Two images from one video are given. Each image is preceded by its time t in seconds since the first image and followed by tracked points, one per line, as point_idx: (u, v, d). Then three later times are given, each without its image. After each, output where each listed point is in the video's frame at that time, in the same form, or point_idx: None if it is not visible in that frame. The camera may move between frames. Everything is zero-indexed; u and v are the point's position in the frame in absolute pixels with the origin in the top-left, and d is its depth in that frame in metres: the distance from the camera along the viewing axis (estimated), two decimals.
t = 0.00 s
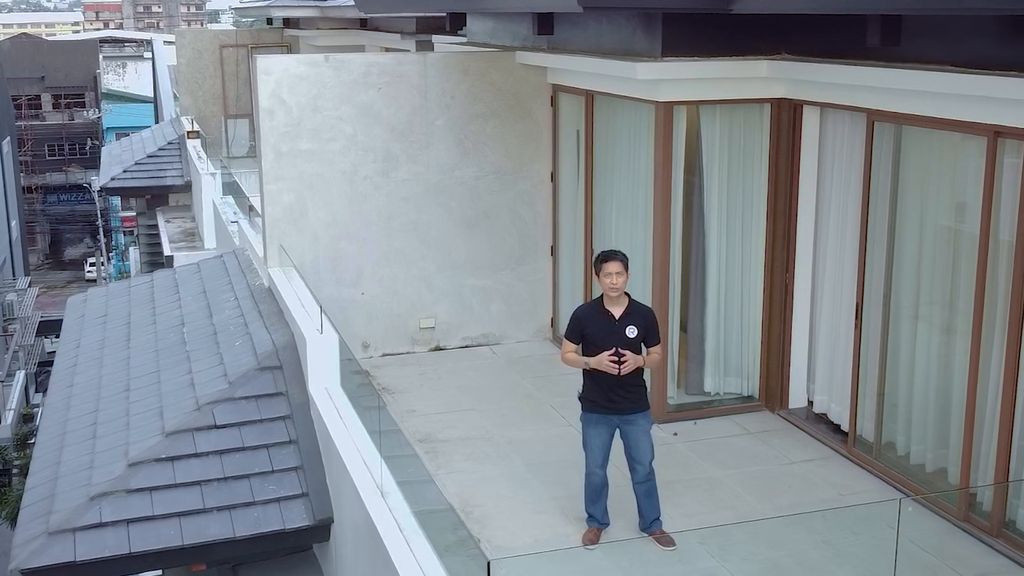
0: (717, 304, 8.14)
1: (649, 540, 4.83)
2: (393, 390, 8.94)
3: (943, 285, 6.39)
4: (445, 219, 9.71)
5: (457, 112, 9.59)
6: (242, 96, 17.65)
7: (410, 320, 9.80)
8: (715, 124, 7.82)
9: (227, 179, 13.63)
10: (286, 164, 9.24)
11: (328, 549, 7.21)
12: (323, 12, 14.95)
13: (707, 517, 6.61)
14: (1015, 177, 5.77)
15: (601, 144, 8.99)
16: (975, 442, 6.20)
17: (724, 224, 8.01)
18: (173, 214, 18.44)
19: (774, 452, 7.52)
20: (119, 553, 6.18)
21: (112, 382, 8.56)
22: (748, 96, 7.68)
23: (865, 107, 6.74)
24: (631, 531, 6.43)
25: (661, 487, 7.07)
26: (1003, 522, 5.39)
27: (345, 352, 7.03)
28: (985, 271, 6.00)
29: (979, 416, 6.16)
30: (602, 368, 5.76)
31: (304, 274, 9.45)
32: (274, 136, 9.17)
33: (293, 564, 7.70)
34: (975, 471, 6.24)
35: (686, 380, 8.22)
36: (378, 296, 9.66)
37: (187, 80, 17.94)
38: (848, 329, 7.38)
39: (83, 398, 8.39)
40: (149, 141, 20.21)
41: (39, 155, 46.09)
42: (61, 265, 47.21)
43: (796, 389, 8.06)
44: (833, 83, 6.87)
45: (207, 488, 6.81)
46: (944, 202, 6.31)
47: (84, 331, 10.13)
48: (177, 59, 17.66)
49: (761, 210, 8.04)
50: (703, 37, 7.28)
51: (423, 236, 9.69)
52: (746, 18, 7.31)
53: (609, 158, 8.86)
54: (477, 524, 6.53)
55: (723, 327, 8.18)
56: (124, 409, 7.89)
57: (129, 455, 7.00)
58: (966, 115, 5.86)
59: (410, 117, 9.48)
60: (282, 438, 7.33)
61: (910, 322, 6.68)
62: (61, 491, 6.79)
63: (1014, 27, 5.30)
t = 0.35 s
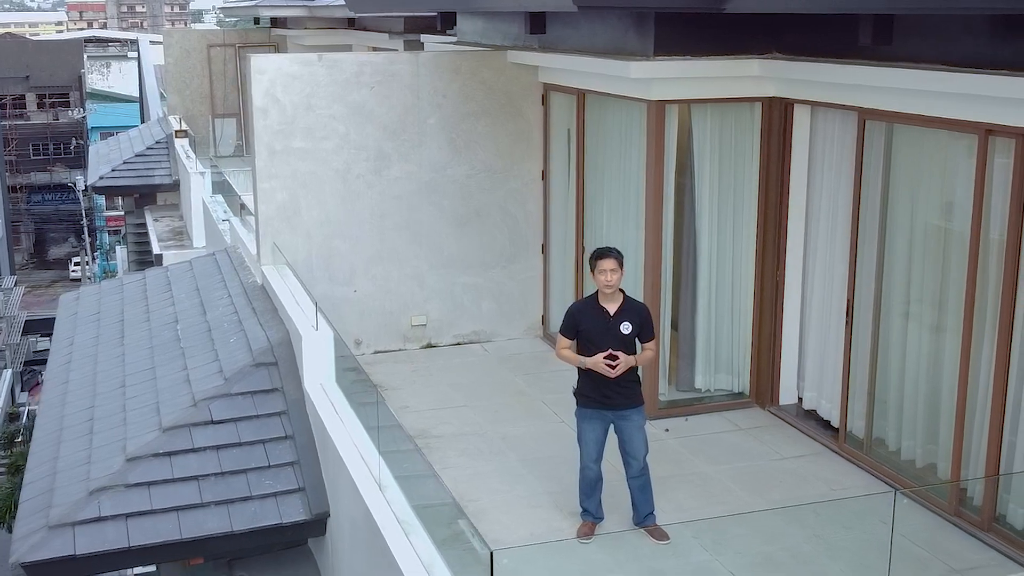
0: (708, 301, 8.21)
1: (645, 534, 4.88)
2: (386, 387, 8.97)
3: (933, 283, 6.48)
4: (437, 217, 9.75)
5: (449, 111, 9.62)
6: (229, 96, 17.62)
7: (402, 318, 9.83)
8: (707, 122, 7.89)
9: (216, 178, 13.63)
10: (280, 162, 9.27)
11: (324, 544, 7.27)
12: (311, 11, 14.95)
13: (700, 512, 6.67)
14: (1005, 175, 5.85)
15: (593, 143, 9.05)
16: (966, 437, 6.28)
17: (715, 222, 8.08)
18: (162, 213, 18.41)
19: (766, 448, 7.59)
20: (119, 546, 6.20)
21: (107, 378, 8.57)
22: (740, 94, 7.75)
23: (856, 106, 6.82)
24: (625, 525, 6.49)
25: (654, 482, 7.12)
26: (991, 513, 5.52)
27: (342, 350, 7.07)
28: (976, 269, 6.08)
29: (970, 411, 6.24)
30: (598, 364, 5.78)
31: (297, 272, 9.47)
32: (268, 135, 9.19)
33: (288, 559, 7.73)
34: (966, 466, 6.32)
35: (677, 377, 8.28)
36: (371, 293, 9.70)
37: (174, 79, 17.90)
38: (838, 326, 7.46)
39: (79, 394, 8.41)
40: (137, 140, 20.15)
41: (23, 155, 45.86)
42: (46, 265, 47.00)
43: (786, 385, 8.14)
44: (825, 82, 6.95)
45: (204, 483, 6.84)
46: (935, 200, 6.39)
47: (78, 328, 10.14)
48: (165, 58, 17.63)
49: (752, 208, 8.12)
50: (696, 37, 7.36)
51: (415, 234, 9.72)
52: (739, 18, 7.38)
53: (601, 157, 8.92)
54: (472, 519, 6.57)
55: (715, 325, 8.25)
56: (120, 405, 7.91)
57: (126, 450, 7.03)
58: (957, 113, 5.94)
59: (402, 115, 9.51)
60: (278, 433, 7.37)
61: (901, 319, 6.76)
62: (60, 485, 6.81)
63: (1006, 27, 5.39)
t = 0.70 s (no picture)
0: (701, 300, 8.26)
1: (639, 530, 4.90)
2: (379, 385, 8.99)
3: (925, 281, 6.54)
4: (429, 216, 9.77)
5: (441, 111, 9.64)
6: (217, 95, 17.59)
7: (394, 316, 9.85)
8: (699, 122, 7.94)
9: (206, 177, 13.60)
10: (274, 161, 9.28)
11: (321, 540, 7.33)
12: (300, 11, 14.92)
13: (694, 508, 6.71)
14: (997, 175, 5.92)
15: (585, 142, 9.08)
16: (958, 435, 6.35)
17: (706, 222, 8.13)
18: (150, 213, 18.36)
19: (758, 445, 7.64)
20: (117, 544, 6.27)
21: (101, 375, 8.63)
22: (732, 94, 7.81)
23: (849, 105, 6.89)
24: (620, 521, 6.52)
25: (648, 479, 7.16)
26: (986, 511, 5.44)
27: (338, 348, 7.11)
28: (968, 268, 6.14)
29: (963, 409, 6.30)
30: (594, 361, 5.80)
31: (290, 270, 9.49)
32: (261, 134, 9.20)
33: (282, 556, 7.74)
34: (959, 462, 6.38)
35: (669, 375, 8.33)
36: (363, 292, 9.72)
37: (162, 79, 17.83)
38: (830, 325, 7.52)
39: (74, 391, 8.46)
40: (125, 139, 20.06)
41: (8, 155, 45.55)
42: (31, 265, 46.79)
43: (778, 382, 8.20)
44: (819, 82, 7.01)
45: (201, 479, 6.89)
46: (927, 200, 6.46)
47: (71, 325, 10.18)
48: (153, 58, 17.57)
49: (744, 208, 8.17)
50: (690, 37, 7.41)
51: (407, 233, 9.74)
52: (731, 17, 7.43)
53: (593, 156, 8.95)
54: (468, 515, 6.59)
55: (707, 325, 8.30)
56: (116, 402, 7.97)
57: (123, 447, 7.09)
58: (950, 112, 6.00)
59: (395, 114, 9.53)
60: (274, 430, 7.43)
61: (892, 318, 6.83)
62: (58, 482, 6.88)
63: (1000, 27, 5.49)
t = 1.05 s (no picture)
0: (695, 299, 8.30)
1: (635, 525, 4.88)
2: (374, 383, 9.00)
3: (919, 280, 6.59)
4: (424, 215, 9.79)
5: (436, 109, 9.66)
6: (209, 95, 17.59)
7: (389, 315, 9.87)
8: (694, 121, 7.98)
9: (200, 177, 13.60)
10: (269, 160, 9.29)
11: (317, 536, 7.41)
12: (292, 11, 14.94)
13: (690, 504, 6.74)
14: (992, 175, 5.97)
15: (579, 141, 9.11)
16: (952, 431, 6.40)
17: (701, 220, 8.17)
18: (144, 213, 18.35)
19: (752, 441, 7.69)
20: (116, 540, 6.37)
21: (98, 373, 8.72)
22: (726, 93, 7.85)
23: (843, 104, 6.94)
24: (616, 517, 6.54)
25: (644, 475, 7.19)
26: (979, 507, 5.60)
27: (335, 345, 7.15)
28: (963, 267, 6.19)
29: (957, 407, 6.35)
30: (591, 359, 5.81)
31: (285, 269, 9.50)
32: (257, 133, 9.21)
33: (278, 553, 7.76)
34: (953, 459, 6.42)
35: (664, 373, 8.35)
36: (358, 290, 9.73)
37: (155, 78, 17.82)
38: (823, 323, 7.58)
39: (71, 389, 8.55)
40: (118, 139, 20.03)
41: None
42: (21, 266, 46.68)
43: (772, 380, 8.24)
44: (814, 80, 7.05)
45: (199, 475, 7.02)
46: (920, 199, 6.52)
47: (66, 324, 10.23)
48: (145, 58, 17.55)
49: (738, 207, 8.21)
50: (685, 36, 7.44)
51: (402, 232, 9.75)
52: (726, 16, 7.46)
53: (588, 155, 8.98)
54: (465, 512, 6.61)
55: (701, 325, 8.34)
56: (114, 400, 8.08)
57: (121, 444, 7.20)
58: (945, 111, 6.05)
59: (390, 113, 9.55)
60: (271, 427, 7.55)
61: (886, 317, 6.89)
62: (56, 478, 6.97)
63: (994, 25, 5.56)
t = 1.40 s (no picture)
0: (694, 296, 8.32)
1: (634, 520, 4.86)
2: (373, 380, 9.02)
3: (916, 276, 6.63)
4: (423, 212, 9.81)
5: (434, 107, 9.69)
6: (208, 94, 17.59)
7: (388, 312, 9.90)
8: (692, 119, 8.01)
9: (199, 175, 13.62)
10: (269, 158, 9.31)
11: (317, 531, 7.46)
12: (290, 10, 14.96)
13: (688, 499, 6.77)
14: (989, 173, 6.00)
15: (578, 139, 9.14)
16: (949, 427, 6.43)
17: (700, 218, 8.20)
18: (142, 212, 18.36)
19: (751, 437, 7.72)
20: (114, 534, 6.42)
21: (98, 369, 8.77)
22: (724, 90, 7.88)
23: (841, 101, 6.98)
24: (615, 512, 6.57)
25: (642, 471, 7.22)
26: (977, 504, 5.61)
27: (335, 341, 7.19)
28: (960, 264, 6.23)
29: (954, 403, 6.38)
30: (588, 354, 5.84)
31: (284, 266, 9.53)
32: (257, 130, 9.24)
33: (278, 548, 7.79)
34: (950, 455, 6.46)
35: (662, 370, 8.39)
36: (357, 288, 9.76)
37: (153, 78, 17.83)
38: (820, 320, 7.61)
39: (72, 385, 8.60)
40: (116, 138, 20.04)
41: None
42: (19, 265, 46.63)
43: (770, 377, 8.27)
44: (813, 77, 7.09)
45: (200, 471, 7.08)
46: (918, 197, 6.55)
47: (66, 320, 10.27)
48: (144, 57, 17.54)
49: (736, 204, 8.25)
50: (683, 34, 7.47)
51: (401, 229, 9.78)
52: (724, 13, 7.49)
53: (586, 153, 9.00)
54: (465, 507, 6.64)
55: (699, 323, 8.36)
56: (114, 396, 8.13)
57: (122, 440, 7.25)
58: (943, 107, 6.08)
59: (389, 111, 9.57)
60: (271, 423, 7.60)
61: (883, 313, 6.93)
62: (58, 474, 7.03)
63: (992, 22, 5.60)
